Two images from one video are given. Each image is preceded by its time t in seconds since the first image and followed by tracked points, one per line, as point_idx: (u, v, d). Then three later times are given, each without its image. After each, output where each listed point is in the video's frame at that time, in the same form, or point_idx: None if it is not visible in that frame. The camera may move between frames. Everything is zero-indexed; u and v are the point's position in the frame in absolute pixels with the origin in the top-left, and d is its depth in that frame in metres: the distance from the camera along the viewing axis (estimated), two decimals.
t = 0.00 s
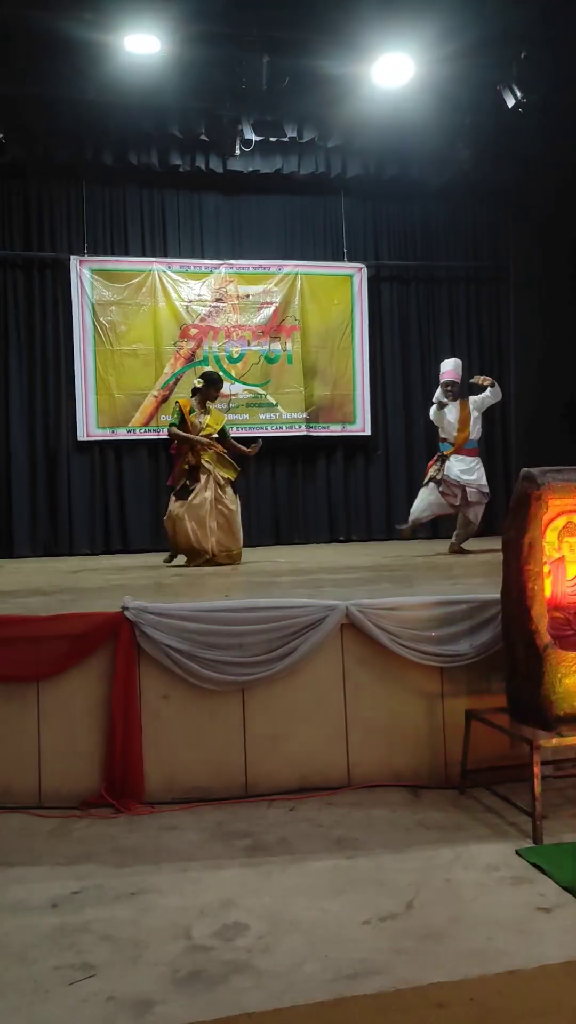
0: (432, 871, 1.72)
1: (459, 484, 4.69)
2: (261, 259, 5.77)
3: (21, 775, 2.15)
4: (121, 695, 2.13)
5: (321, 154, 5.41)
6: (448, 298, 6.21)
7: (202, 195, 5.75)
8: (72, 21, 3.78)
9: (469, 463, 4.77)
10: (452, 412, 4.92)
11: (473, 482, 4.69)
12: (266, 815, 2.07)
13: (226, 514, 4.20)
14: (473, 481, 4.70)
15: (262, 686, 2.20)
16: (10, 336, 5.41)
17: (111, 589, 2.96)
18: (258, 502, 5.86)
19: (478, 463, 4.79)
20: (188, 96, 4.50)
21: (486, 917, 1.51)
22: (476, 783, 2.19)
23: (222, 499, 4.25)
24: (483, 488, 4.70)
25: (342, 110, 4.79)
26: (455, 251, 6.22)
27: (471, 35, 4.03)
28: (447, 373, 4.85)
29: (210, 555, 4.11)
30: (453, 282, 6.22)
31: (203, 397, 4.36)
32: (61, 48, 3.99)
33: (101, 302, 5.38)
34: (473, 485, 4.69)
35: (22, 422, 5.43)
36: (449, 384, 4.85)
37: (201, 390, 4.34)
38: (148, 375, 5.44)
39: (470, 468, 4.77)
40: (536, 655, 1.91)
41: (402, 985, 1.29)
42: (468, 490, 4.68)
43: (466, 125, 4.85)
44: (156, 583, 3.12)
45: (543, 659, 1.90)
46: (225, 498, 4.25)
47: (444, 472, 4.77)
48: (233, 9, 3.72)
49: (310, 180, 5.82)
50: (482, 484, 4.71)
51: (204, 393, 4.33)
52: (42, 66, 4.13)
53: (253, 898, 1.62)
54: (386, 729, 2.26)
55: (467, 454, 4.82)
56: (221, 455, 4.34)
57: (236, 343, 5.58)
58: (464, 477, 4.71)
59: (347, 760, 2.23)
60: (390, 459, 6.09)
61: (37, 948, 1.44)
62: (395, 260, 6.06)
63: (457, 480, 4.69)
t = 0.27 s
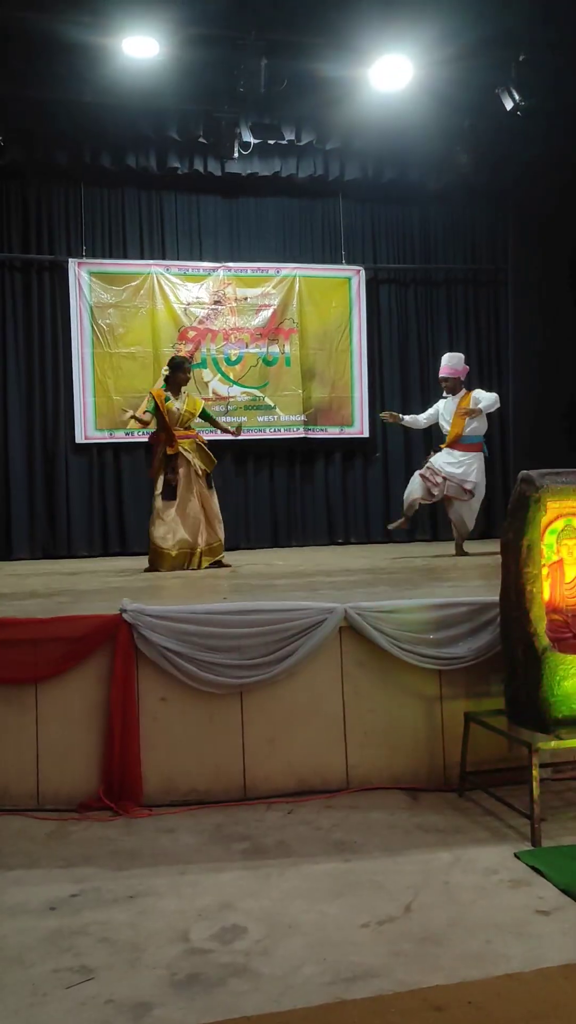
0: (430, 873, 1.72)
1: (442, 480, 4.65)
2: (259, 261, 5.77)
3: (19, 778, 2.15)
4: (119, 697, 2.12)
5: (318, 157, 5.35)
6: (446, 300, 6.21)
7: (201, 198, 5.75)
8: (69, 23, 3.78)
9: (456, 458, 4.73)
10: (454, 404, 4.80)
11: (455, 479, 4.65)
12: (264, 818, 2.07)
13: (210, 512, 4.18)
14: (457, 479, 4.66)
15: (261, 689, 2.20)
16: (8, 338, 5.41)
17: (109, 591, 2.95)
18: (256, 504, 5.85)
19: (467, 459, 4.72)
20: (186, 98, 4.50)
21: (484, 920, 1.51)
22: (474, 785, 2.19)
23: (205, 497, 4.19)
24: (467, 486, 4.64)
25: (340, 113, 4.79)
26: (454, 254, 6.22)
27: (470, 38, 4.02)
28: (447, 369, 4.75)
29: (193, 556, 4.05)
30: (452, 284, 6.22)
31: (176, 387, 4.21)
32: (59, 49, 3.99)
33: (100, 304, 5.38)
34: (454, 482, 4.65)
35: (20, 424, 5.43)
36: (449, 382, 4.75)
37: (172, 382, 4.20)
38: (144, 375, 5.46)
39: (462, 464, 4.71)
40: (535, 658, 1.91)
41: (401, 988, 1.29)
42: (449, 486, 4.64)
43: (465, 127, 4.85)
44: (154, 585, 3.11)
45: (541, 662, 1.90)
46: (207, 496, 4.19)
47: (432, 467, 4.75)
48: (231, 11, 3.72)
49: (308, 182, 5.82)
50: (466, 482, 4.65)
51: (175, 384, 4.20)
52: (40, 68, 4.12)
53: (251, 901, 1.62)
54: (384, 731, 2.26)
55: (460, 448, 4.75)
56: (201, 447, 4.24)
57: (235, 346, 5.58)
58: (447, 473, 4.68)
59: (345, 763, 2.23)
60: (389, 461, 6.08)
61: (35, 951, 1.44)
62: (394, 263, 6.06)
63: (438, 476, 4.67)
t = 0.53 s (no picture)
0: (429, 874, 1.72)
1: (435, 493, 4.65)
2: (258, 262, 5.78)
3: (18, 779, 2.15)
4: (118, 698, 2.13)
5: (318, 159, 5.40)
6: (445, 301, 6.22)
7: (200, 199, 5.76)
8: (68, 25, 3.78)
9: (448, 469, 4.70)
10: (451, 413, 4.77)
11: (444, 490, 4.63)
12: (263, 819, 2.07)
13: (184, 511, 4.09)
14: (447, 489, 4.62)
15: (260, 690, 2.20)
16: (7, 340, 5.41)
17: (108, 592, 2.95)
18: (255, 505, 5.85)
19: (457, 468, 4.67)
20: (185, 100, 4.51)
21: (483, 921, 1.51)
22: (473, 787, 2.19)
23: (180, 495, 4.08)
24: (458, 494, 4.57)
25: (339, 114, 4.80)
26: (453, 255, 6.23)
27: (468, 41, 4.03)
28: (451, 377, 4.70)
29: (168, 554, 3.97)
30: (450, 285, 6.23)
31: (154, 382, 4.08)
32: (58, 51, 4.00)
33: (99, 305, 5.38)
34: (445, 494, 4.61)
35: (19, 425, 5.43)
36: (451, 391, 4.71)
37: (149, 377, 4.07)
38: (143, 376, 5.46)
39: (457, 474, 4.67)
40: (533, 658, 1.91)
41: (400, 989, 1.29)
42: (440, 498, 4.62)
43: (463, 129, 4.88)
44: (152, 587, 3.11)
45: (539, 662, 1.90)
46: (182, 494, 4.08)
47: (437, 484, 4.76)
48: (230, 13, 3.73)
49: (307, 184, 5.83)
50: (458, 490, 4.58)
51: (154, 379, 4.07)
52: (39, 71, 4.13)
53: (251, 902, 1.62)
54: (383, 733, 2.26)
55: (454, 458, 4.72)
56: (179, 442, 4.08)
57: (234, 347, 5.59)
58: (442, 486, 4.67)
59: (344, 764, 2.23)
60: (388, 463, 6.08)
61: (34, 952, 1.44)
62: (393, 264, 6.06)
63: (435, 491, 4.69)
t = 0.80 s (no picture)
0: (427, 876, 1.72)
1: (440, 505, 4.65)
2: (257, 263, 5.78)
3: (16, 780, 2.14)
4: (116, 699, 2.12)
5: (317, 160, 5.44)
6: (444, 302, 6.22)
7: (199, 200, 5.76)
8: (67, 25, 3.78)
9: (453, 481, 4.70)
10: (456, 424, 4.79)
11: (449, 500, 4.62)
12: (262, 820, 2.07)
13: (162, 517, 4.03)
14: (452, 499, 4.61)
15: (258, 690, 2.20)
16: (6, 340, 5.40)
17: (106, 594, 2.95)
18: (254, 505, 5.85)
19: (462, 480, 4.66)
20: (185, 101, 4.52)
21: (481, 922, 1.51)
22: (471, 787, 2.20)
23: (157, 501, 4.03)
24: (462, 503, 4.53)
25: (338, 116, 4.80)
26: (451, 256, 6.24)
27: (467, 43, 4.04)
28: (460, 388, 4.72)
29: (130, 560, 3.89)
30: (449, 286, 6.24)
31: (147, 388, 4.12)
32: (57, 52, 4.00)
33: (98, 306, 5.38)
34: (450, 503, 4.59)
35: (18, 426, 5.42)
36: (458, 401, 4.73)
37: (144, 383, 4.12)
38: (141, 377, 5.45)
39: (461, 486, 4.67)
40: (531, 658, 1.91)
41: (398, 990, 1.29)
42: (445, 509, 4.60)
43: (462, 130, 4.89)
44: (151, 588, 3.11)
45: (537, 663, 1.90)
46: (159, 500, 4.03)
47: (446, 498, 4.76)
48: (230, 14, 3.73)
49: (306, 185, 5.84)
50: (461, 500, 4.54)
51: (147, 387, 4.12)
52: (39, 72, 4.13)
53: (249, 904, 1.62)
54: (381, 734, 2.26)
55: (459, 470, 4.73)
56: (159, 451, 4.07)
57: (232, 349, 5.59)
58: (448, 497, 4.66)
59: (342, 765, 2.23)
60: (387, 464, 6.08)
61: (32, 954, 1.44)
62: (391, 265, 6.07)
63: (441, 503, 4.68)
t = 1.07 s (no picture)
0: (426, 877, 1.72)
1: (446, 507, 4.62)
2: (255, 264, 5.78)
3: (14, 782, 2.14)
4: (114, 700, 2.12)
5: (315, 161, 5.43)
6: (442, 303, 6.23)
7: (198, 201, 5.76)
8: (67, 26, 3.79)
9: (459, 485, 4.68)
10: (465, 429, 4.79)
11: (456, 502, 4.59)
12: (260, 822, 2.06)
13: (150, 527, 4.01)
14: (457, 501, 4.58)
15: (256, 691, 2.20)
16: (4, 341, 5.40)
17: (104, 595, 2.95)
18: (253, 505, 5.85)
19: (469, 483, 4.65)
20: (183, 102, 4.52)
21: (480, 923, 1.51)
22: (469, 788, 2.20)
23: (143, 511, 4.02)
24: (467, 504, 4.52)
25: (337, 117, 4.81)
26: (449, 257, 6.24)
27: (465, 44, 4.05)
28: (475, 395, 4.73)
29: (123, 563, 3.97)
30: (447, 287, 6.24)
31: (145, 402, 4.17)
32: (56, 53, 4.00)
33: (96, 307, 5.37)
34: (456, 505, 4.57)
35: (16, 427, 5.42)
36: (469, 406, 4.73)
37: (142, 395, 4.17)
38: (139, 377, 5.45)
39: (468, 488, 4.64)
40: (530, 659, 1.91)
41: (396, 991, 1.29)
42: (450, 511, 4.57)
43: (460, 131, 4.90)
44: (149, 589, 3.10)
45: (535, 664, 1.91)
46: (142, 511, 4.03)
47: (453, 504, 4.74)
48: (229, 15, 3.73)
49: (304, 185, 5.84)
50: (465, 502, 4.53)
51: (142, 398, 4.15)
52: (37, 73, 4.13)
53: (247, 905, 1.61)
54: (380, 734, 2.26)
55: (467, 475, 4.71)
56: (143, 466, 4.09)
57: (231, 350, 5.60)
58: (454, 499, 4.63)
59: (341, 766, 2.23)
60: (385, 464, 6.08)
61: (30, 955, 1.43)
62: (389, 265, 6.07)
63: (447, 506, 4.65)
